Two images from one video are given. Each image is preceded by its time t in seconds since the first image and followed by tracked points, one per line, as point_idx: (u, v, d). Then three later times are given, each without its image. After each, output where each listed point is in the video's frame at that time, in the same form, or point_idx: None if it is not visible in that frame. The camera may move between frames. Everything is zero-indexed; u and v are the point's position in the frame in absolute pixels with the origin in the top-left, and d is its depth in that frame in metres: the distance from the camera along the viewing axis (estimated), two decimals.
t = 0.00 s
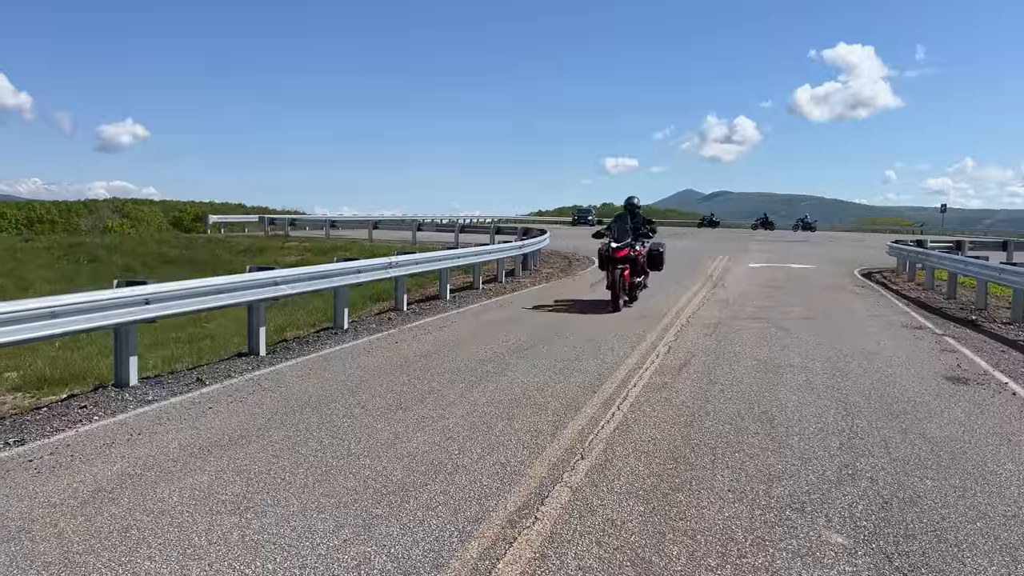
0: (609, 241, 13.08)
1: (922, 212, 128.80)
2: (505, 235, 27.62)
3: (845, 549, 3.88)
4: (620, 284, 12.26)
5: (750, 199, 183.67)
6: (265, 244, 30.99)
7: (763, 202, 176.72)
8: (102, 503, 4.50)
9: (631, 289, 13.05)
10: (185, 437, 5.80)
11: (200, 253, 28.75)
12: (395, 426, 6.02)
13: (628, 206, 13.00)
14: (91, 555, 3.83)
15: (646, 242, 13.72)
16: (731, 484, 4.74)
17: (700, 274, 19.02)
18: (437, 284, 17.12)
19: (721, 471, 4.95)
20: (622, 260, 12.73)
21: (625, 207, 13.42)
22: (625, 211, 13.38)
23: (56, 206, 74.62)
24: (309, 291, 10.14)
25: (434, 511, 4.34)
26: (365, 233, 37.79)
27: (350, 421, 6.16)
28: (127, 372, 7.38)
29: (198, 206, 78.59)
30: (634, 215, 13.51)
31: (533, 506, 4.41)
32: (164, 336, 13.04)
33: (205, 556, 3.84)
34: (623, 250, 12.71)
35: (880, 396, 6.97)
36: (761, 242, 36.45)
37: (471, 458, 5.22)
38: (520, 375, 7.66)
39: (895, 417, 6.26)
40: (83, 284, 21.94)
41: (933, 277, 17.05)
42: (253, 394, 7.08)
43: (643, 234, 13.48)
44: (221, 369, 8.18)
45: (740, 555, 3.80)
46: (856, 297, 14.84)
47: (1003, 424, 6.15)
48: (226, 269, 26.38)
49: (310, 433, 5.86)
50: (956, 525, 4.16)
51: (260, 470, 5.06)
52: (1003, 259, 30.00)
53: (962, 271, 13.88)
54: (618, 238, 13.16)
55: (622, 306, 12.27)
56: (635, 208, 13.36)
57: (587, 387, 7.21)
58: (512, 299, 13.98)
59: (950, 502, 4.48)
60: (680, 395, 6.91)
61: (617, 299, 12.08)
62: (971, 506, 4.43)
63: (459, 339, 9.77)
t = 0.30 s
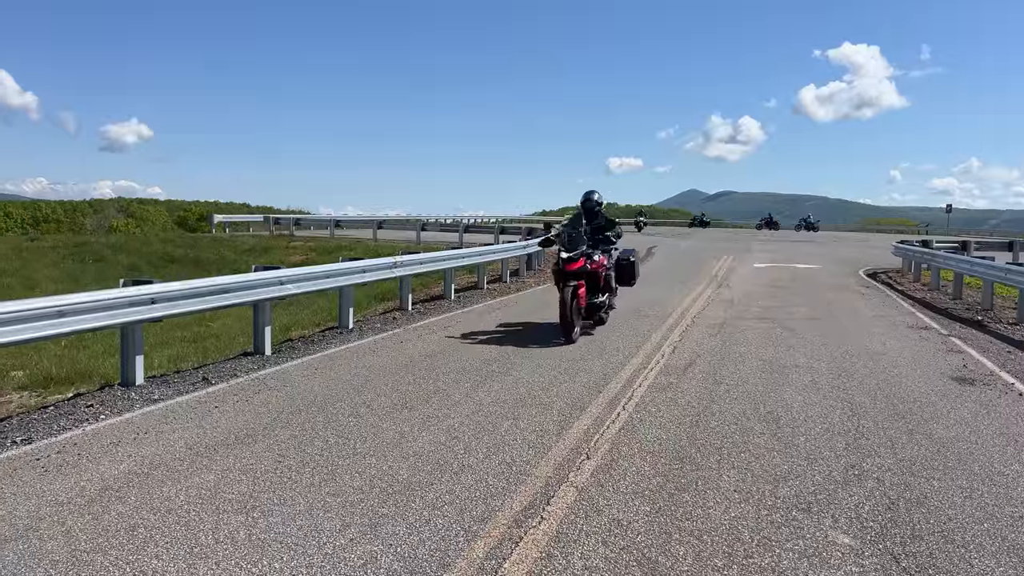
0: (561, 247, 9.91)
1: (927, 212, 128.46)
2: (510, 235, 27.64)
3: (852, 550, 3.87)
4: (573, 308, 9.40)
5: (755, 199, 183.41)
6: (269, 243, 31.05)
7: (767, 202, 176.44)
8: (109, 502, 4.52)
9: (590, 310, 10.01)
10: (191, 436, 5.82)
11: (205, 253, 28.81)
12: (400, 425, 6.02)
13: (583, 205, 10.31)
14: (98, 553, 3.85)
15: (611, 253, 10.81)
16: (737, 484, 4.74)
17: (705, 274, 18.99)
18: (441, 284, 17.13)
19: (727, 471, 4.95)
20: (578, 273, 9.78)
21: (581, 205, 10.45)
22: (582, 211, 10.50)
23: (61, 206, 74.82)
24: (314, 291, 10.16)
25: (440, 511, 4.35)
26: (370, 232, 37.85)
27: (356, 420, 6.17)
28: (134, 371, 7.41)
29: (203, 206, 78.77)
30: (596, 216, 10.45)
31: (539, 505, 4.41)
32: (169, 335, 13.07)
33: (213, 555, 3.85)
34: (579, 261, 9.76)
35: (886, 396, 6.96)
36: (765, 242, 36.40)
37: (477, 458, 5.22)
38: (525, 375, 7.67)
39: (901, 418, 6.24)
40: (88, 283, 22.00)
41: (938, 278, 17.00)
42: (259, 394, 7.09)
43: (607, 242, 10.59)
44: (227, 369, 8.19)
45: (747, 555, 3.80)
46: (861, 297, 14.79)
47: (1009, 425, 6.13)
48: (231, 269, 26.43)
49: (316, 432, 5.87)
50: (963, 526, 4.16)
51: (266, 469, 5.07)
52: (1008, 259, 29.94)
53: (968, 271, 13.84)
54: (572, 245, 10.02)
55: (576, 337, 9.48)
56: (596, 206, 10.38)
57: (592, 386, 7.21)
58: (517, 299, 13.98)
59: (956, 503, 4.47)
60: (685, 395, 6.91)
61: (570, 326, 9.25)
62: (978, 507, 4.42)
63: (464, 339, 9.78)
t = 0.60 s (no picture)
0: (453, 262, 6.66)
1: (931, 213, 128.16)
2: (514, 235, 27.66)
3: (857, 551, 3.87)
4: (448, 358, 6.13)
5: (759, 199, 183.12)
6: (273, 243, 31.14)
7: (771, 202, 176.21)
8: (115, 501, 4.54)
9: (499, 352, 7.14)
10: (196, 435, 5.84)
11: (210, 253, 28.87)
12: (405, 425, 6.04)
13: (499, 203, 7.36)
14: (105, 552, 3.87)
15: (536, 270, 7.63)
16: (741, 485, 4.74)
17: (709, 274, 18.99)
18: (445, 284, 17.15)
19: (733, 472, 4.94)
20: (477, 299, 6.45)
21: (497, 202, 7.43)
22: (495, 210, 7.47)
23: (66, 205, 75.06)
24: (319, 292, 10.18)
25: (445, 511, 4.35)
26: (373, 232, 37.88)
27: (360, 420, 6.18)
28: (139, 370, 7.43)
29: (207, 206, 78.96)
30: (515, 217, 7.44)
31: (544, 505, 4.41)
32: (174, 335, 13.12)
33: (218, 554, 3.86)
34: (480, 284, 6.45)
35: (891, 397, 6.95)
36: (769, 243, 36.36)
37: (482, 458, 5.23)
38: (529, 376, 7.66)
39: (906, 419, 6.23)
40: (94, 283, 22.06)
41: (943, 279, 16.95)
42: (264, 393, 7.11)
43: (525, 253, 7.57)
44: (231, 369, 8.21)
45: (751, 556, 3.80)
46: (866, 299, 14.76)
47: (1015, 426, 6.11)
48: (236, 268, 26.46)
49: (320, 432, 5.88)
50: (968, 527, 4.15)
51: (271, 469, 5.07)
52: (1014, 259, 29.81)
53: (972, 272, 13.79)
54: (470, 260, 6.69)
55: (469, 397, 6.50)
56: (512, 202, 7.35)
57: (597, 387, 7.21)
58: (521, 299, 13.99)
59: (962, 504, 4.46)
60: (689, 395, 6.91)
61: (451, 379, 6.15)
62: (984, 508, 4.41)
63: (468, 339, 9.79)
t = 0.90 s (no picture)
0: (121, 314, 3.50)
1: (934, 213, 128.02)
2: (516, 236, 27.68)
3: (859, 552, 3.87)
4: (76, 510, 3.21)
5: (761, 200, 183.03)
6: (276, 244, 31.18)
7: (773, 203, 176.11)
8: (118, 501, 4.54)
9: (234, 469, 4.08)
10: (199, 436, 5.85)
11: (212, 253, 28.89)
12: (408, 426, 6.05)
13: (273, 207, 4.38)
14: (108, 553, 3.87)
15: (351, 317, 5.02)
16: (744, 486, 4.74)
17: (711, 275, 18.99)
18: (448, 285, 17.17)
19: (735, 473, 4.95)
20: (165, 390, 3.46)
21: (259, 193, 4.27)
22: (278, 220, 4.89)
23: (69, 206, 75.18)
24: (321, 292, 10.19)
25: (448, 511, 4.36)
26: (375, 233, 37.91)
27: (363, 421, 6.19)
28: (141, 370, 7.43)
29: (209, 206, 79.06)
30: (296, 220, 4.40)
31: (547, 506, 4.42)
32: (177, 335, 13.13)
33: (221, 554, 3.87)
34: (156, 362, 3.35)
35: (893, 398, 6.95)
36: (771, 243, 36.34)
37: (484, 458, 5.24)
38: (532, 377, 7.67)
39: (908, 420, 6.23)
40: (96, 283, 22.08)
41: (945, 280, 16.93)
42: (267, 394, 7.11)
43: (273, 292, 4.26)
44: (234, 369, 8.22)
45: (754, 558, 3.80)
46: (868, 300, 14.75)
47: (1017, 428, 6.10)
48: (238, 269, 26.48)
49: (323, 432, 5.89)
50: (971, 528, 4.15)
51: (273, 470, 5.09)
52: (1016, 260, 29.78)
53: (974, 273, 13.78)
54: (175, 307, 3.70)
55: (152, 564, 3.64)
56: (287, 193, 4.25)
57: (599, 388, 7.21)
58: (524, 300, 13.99)
59: (965, 506, 4.46)
60: (692, 396, 6.91)
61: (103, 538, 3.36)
62: (987, 510, 4.41)
63: (471, 340, 9.80)
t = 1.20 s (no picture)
0: None
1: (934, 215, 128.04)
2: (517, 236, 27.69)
3: (860, 554, 3.87)
4: None
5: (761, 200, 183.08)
6: (277, 244, 31.22)
7: (773, 204, 176.18)
8: (118, 502, 4.54)
9: None
10: (199, 436, 5.85)
11: (213, 254, 28.92)
12: (408, 427, 6.04)
13: None
14: (107, 554, 3.87)
15: None
16: (744, 487, 4.74)
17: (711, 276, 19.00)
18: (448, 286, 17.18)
19: (735, 474, 4.94)
20: None
21: None
22: None
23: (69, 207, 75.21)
24: (321, 293, 10.19)
25: (448, 512, 4.36)
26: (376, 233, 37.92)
27: (363, 422, 6.19)
28: (141, 371, 7.44)
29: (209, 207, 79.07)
30: None
31: (546, 507, 4.42)
32: (177, 336, 13.15)
33: (221, 555, 3.87)
34: None
35: (894, 399, 6.94)
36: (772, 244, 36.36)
37: (484, 459, 5.24)
38: (532, 378, 7.66)
39: (908, 421, 6.23)
40: (97, 284, 22.11)
41: (945, 280, 16.93)
42: (267, 395, 7.11)
43: None
44: (234, 370, 8.22)
45: (754, 558, 3.80)
46: (868, 301, 14.76)
47: (1016, 428, 6.10)
48: (238, 269, 26.50)
49: (323, 433, 5.89)
50: (970, 530, 4.14)
51: (273, 470, 5.09)
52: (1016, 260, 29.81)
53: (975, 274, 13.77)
54: None
55: None
56: None
57: (599, 389, 7.21)
58: (524, 300, 14.00)
59: (964, 506, 4.46)
60: (692, 397, 6.91)
61: None
62: (986, 511, 4.40)
63: (471, 341, 9.81)
